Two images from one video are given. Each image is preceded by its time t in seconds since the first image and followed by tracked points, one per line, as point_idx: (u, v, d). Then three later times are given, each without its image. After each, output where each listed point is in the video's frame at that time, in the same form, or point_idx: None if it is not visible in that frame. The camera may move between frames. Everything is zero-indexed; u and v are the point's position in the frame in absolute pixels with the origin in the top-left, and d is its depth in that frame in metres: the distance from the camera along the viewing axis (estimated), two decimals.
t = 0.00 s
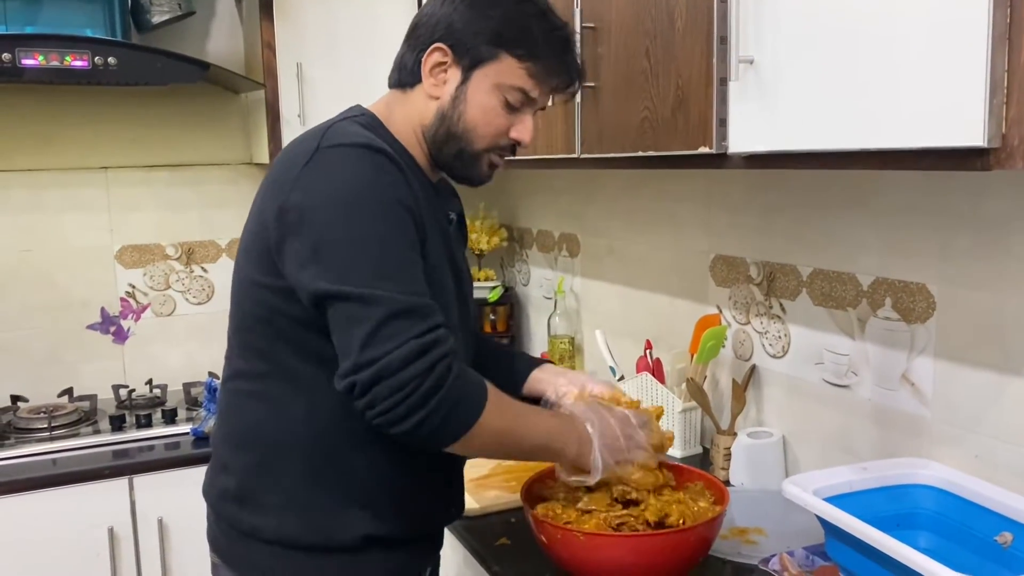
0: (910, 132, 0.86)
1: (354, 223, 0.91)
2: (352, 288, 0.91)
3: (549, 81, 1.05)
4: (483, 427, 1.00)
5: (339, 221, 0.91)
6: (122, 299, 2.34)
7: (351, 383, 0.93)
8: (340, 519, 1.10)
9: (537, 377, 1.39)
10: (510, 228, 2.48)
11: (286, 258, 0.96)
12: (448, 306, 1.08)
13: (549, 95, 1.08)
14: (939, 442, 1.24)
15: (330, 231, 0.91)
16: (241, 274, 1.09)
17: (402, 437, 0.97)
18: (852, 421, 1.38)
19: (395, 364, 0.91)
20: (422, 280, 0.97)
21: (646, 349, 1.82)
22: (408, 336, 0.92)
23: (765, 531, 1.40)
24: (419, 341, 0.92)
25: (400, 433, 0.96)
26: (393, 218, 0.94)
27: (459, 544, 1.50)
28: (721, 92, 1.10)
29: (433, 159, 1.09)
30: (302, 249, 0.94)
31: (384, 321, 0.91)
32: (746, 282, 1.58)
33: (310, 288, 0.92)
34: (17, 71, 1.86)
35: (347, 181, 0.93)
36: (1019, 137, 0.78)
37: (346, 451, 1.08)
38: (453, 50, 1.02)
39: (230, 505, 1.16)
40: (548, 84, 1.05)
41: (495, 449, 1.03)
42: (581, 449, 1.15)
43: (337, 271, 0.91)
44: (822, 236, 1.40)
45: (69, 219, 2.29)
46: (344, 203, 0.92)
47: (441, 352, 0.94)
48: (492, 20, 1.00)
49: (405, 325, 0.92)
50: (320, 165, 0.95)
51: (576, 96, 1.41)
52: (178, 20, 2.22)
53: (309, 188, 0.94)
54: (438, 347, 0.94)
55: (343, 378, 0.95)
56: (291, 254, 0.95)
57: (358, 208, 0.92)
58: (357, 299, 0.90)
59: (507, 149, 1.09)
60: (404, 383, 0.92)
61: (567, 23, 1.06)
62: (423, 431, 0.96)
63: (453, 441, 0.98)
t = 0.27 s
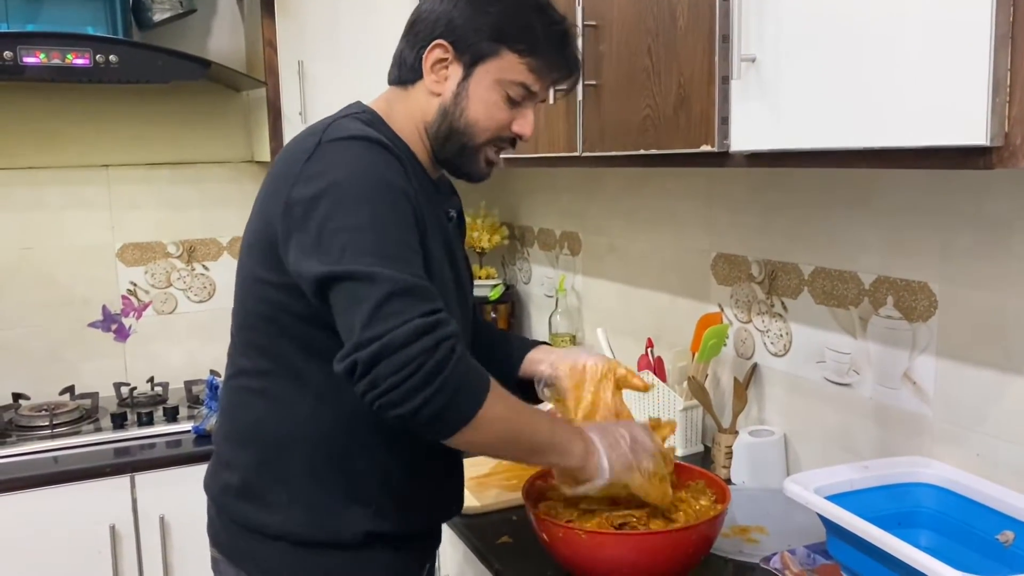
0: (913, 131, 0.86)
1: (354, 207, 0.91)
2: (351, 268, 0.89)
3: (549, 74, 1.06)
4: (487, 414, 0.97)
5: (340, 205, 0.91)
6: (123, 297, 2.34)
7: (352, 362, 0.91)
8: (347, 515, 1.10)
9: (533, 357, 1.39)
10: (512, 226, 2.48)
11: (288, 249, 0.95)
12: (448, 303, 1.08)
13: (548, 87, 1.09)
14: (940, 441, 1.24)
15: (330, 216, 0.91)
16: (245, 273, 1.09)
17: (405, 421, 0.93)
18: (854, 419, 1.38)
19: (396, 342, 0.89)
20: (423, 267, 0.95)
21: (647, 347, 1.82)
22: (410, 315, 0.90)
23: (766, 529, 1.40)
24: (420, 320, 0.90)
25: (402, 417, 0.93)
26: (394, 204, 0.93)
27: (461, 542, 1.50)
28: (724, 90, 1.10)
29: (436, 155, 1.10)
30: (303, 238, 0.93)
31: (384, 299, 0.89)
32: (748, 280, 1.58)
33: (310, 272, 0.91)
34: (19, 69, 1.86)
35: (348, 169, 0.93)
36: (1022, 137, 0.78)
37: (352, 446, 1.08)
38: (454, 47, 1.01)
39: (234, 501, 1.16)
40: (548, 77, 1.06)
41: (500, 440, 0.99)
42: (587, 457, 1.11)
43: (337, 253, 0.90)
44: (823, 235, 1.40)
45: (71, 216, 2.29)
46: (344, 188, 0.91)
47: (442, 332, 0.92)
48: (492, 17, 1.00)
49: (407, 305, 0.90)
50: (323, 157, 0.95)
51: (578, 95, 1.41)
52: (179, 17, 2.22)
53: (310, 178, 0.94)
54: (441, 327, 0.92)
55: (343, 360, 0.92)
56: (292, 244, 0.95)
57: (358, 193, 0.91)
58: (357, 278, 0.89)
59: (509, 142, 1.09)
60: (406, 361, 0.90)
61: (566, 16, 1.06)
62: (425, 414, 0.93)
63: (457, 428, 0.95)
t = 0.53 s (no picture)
0: (915, 129, 0.86)
1: (371, 205, 0.91)
2: (373, 265, 0.89)
3: (553, 66, 1.06)
4: (511, 408, 0.97)
5: (356, 204, 0.91)
6: (124, 296, 2.34)
7: (379, 357, 0.90)
8: (353, 513, 1.10)
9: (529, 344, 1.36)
10: (513, 224, 2.48)
11: (301, 250, 0.95)
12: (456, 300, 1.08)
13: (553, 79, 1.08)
14: (942, 440, 1.24)
15: (350, 214, 0.91)
16: (252, 274, 1.08)
17: (432, 415, 0.93)
18: (855, 419, 1.38)
19: (423, 335, 0.89)
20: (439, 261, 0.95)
21: (648, 346, 1.82)
22: (433, 309, 0.90)
23: (767, 528, 1.40)
24: (444, 313, 0.90)
25: (428, 412, 0.93)
26: (409, 199, 0.93)
27: (462, 541, 1.50)
28: (725, 89, 1.10)
29: (443, 152, 1.09)
30: (318, 238, 0.93)
31: (408, 294, 0.89)
32: (749, 279, 1.58)
33: (329, 270, 0.91)
34: (19, 68, 1.86)
35: (361, 167, 0.93)
36: None
37: (360, 446, 1.08)
38: (459, 43, 1.01)
39: (242, 502, 1.16)
40: (553, 68, 1.06)
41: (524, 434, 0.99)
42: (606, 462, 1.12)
43: (357, 250, 0.90)
44: (825, 234, 1.40)
45: (71, 215, 2.29)
46: (359, 187, 0.91)
47: (467, 324, 0.92)
48: (495, 9, 1.00)
49: (429, 298, 0.90)
50: (335, 157, 0.95)
51: (580, 93, 1.41)
52: (180, 16, 2.22)
53: (322, 178, 0.94)
54: (466, 320, 0.92)
55: (369, 357, 0.91)
56: (306, 245, 0.95)
57: (373, 191, 0.91)
58: (380, 274, 0.88)
59: (515, 135, 1.09)
60: (433, 354, 0.90)
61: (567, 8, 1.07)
62: (454, 407, 0.93)
63: (483, 423, 0.95)
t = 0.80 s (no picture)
0: (919, 128, 0.86)
1: (427, 187, 0.94)
2: (442, 238, 0.91)
3: (561, 63, 1.05)
4: (585, 375, 0.99)
5: (412, 188, 0.94)
6: (125, 295, 2.34)
7: (460, 328, 0.91)
8: (366, 513, 1.10)
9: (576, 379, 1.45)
10: (514, 224, 2.48)
11: (347, 241, 0.97)
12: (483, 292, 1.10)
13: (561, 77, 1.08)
14: (945, 440, 1.24)
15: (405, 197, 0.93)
16: (269, 275, 1.07)
17: (515, 378, 0.95)
18: (857, 418, 1.37)
19: (500, 300, 0.91)
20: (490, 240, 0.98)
21: (650, 346, 1.81)
22: (504, 276, 0.92)
23: (769, 528, 1.40)
24: (515, 279, 0.93)
25: (512, 376, 0.94)
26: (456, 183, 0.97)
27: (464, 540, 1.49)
28: (727, 88, 1.10)
29: (451, 153, 1.09)
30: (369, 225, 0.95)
31: (478, 262, 0.91)
32: (751, 278, 1.57)
33: (397, 249, 0.93)
34: (21, 66, 1.86)
35: (408, 154, 0.95)
36: None
37: (380, 441, 1.07)
38: (464, 44, 1.01)
39: (257, 504, 1.15)
40: (560, 66, 1.05)
41: (593, 404, 1.00)
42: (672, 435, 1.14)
43: (421, 228, 0.92)
44: (827, 234, 1.39)
45: (72, 214, 2.29)
46: (411, 173, 0.94)
47: (536, 290, 0.95)
48: (503, 10, 1.00)
49: (497, 267, 0.92)
50: (377, 148, 0.96)
51: (581, 93, 1.40)
52: (182, 15, 2.22)
53: (365, 168, 0.96)
54: (535, 285, 0.95)
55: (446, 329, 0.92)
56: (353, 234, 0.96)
57: (423, 176, 0.94)
58: (449, 246, 0.91)
59: (525, 134, 1.09)
60: (513, 318, 0.92)
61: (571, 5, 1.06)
62: (529, 374, 0.95)
63: (563, 385, 0.97)
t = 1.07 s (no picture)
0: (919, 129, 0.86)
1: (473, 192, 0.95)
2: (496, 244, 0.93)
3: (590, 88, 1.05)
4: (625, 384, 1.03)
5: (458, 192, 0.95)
6: (126, 295, 2.34)
7: (523, 327, 0.94)
8: (361, 519, 1.10)
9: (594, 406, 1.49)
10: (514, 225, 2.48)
11: (385, 241, 0.97)
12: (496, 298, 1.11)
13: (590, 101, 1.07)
14: (945, 441, 1.24)
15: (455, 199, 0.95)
16: (286, 271, 1.05)
17: (565, 379, 0.98)
18: (858, 419, 1.38)
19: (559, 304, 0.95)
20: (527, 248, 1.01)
21: (651, 347, 1.82)
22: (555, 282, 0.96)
23: (769, 529, 1.40)
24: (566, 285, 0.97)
25: (564, 379, 0.98)
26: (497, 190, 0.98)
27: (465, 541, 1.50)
28: (729, 89, 1.10)
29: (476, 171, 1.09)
30: (410, 227, 0.95)
31: (532, 267, 0.95)
32: (752, 279, 1.58)
33: (449, 252, 0.93)
34: (22, 68, 1.86)
35: (452, 158, 0.96)
36: None
37: (392, 444, 1.07)
38: (493, 66, 1.01)
39: (259, 502, 1.14)
40: (589, 92, 1.05)
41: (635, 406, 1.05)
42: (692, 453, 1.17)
43: (471, 233, 0.94)
44: (827, 235, 1.40)
45: (74, 214, 2.29)
46: (458, 177, 0.95)
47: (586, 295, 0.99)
48: (532, 33, 1.00)
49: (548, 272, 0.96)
50: (416, 148, 0.96)
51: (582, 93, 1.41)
52: (183, 16, 2.23)
53: (405, 168, 0.95)
54: (582, 293, 0.98)
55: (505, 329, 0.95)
56: (392, 235, 0.96)
57: (467, 181, 0.95)
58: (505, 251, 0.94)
59: (550, 156, 1.08)
60: (572, 320, 0.96)
61: (602, 24, 1.06)
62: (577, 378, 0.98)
63: (609, 386, 1.01)
